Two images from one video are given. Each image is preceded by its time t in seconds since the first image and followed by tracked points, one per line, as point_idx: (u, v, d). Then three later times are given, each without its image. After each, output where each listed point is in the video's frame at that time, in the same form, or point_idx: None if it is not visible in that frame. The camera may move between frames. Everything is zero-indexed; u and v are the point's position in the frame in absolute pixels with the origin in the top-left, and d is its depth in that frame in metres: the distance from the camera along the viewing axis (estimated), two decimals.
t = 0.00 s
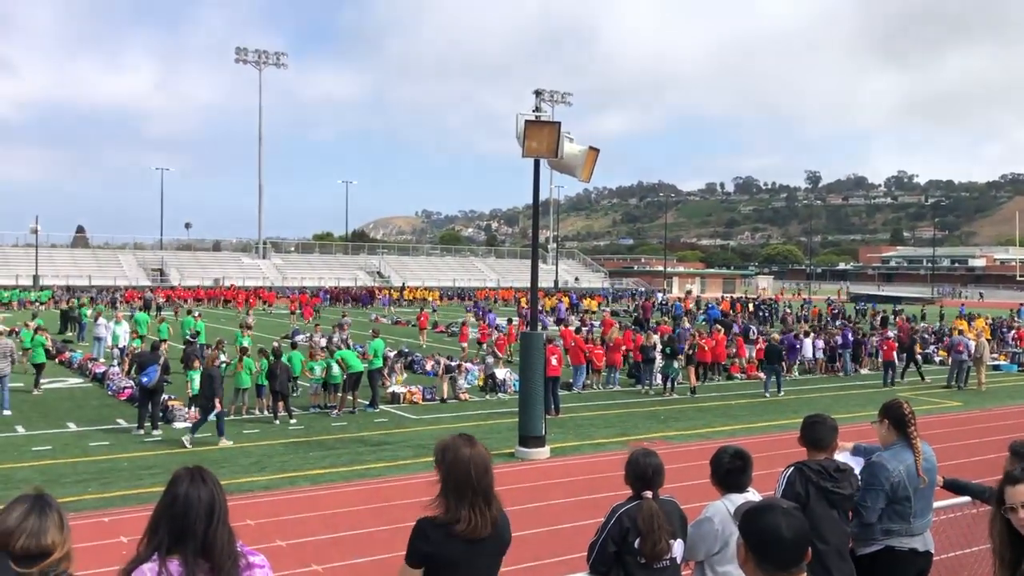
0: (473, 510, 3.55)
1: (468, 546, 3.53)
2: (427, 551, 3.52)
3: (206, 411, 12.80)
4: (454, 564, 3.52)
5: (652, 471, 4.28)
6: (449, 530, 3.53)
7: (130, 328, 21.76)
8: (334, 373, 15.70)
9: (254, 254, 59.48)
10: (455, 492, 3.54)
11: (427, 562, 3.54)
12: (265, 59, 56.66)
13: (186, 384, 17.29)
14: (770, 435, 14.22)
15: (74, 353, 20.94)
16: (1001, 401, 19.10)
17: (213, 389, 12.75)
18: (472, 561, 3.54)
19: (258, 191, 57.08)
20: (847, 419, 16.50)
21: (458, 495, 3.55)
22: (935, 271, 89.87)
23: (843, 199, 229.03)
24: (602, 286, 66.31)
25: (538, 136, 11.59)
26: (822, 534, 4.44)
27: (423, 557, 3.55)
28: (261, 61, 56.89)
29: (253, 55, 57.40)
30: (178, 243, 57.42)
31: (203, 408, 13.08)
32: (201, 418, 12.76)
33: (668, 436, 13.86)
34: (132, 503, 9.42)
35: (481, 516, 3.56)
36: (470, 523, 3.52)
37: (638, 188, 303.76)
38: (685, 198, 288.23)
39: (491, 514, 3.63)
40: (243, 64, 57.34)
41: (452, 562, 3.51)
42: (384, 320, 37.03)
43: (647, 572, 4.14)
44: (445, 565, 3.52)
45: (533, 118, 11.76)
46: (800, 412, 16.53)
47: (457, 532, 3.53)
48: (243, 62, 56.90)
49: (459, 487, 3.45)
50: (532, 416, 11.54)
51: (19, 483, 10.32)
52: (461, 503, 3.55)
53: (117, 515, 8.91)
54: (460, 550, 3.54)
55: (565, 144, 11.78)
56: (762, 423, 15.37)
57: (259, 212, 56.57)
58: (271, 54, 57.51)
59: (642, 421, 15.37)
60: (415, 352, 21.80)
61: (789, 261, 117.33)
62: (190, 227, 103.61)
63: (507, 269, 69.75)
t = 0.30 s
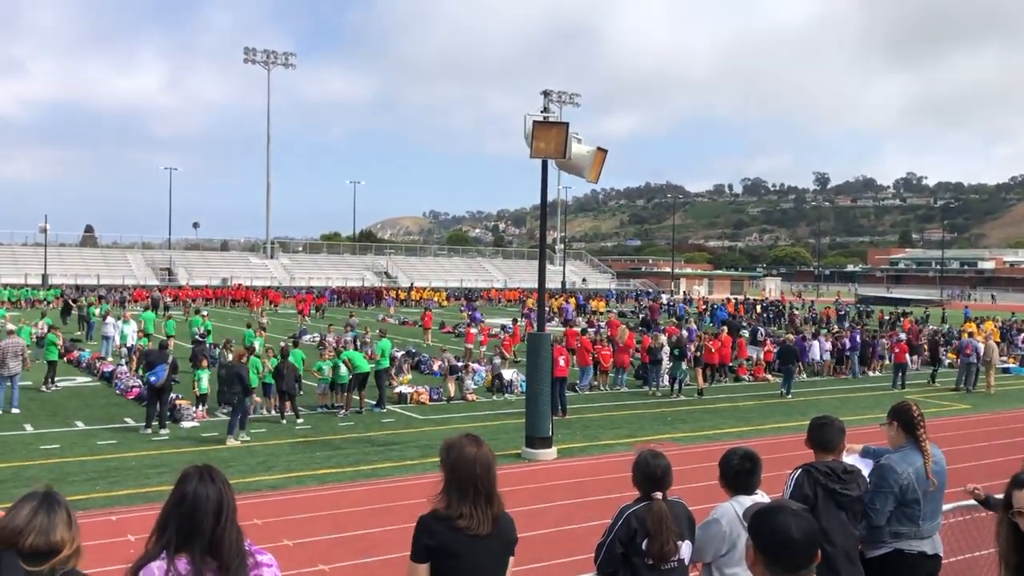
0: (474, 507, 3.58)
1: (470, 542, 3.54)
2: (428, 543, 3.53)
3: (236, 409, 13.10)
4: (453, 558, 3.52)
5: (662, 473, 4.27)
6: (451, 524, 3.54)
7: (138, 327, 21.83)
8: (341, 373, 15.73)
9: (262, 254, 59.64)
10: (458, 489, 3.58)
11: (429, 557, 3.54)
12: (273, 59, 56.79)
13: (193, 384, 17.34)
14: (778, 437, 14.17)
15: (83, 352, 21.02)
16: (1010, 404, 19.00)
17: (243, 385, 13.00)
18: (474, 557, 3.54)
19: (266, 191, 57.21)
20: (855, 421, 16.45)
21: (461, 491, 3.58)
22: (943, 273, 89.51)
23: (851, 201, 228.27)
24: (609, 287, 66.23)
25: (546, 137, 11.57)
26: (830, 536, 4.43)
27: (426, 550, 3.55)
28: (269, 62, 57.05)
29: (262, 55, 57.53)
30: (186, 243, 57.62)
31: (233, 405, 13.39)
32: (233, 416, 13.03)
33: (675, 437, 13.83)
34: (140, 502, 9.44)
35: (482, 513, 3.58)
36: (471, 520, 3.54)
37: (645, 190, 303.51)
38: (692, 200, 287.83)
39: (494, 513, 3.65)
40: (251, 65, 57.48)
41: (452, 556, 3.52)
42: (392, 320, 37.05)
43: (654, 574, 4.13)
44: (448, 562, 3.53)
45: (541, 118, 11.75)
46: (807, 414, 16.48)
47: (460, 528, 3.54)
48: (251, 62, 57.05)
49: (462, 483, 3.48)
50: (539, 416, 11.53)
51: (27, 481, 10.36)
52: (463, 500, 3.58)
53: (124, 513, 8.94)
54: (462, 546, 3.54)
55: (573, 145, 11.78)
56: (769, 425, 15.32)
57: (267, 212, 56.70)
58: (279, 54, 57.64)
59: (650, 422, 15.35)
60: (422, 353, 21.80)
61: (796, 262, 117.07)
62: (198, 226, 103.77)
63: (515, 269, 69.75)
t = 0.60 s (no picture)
0: (458, 511, 3.62)
1: (462, 543, 3.61)
2: (420, 550, 3.61)
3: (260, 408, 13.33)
4: (448, 559, 3.58)
5: (664, 477, 4.25)
6: (438, 528, 3.61)
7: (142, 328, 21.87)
8: (346, 375, 15.72)
9: (266, 256, 59.69)
10: (442, 495, 3.61)
11: (423, 562, 3.62)
12: (278, 61, 56.83)
13: (198, 385, 17.36)
14: (782, 440, 14.16)
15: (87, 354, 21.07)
16: (1015, 408, 18.94)
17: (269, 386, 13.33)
18: (467, 557, 3.60)
19: (271, 193, 57.28)
20: (859, 424, 16.43)
21: (445, 496, 3.62)
22: (948, 276, 89.24)
23: (855, 204, 227.87)
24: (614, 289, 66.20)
25: (550, 140, 11.57)
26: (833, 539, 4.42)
27: (419, 556, 3.64)
28: (274, 64, 57.15)
29: (267, 57, 57.59)
30: (191, 244, 57.70)
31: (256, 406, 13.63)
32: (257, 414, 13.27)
33: (679, 440, 13.82)
34: (144, 503, 9.46)
35: (468, 517, 3.63)
36: (457, 523, 3.59)
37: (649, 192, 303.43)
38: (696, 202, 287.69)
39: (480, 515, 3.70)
40: (256, 67, 57.54)
41: (447, 557, 3.58)
42: (396, 322, 37.08)
43: None
44: (445, 563, 3.59)
45: (546, 121, 11.75)
46: (811, 418, 16.45)
47: (448, 531, 3.60)
48: (256, 64, 57.15)
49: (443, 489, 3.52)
50: (542, 418, 11.51)
51: (32, 482, 10.39)
52: (446, 504, 3.63)
53: (128, 514, 8.95)
54: (455, 547, 3.61)
55: (576, 148, 11.79)
56: (773, 428, 15.29)
57: (271, 214, 56.74)
58: (284, 56, 57.70)
59: (653, 425, 15.34)
60: (425, 355, 21.79)
61: (801, 265, 116.91)
62: (202, 229, 103.75)
63: (518, 271, 69.75)
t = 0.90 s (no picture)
0: (442, 516, 3.77)
1: (449, 546, 3.74)
2: (408, 555, 3.76)
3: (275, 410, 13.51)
4: (436, 562, 3.72)
5: (663, 479, 4.27)
6: (425, 533, 3.76)
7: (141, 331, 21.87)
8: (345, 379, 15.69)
9: (266, 259, 59.67)
10: (426, 500, 3.78)
11: (412, 568, 3.77)
12: (278, 64, 56.90)
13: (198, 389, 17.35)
14: (782, 444, 14.15)
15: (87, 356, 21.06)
16: (1014, 412, 18.95)
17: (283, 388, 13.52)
18: (454, 560, 3.73)
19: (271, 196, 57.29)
20: (859, 427, 16.42)
21: (431, 502, 3.78)
22: (948, 280, 89.17)
23: (854, 206, 228.07)
24: (613, 292, 66.21)
25: (551, 143, 11.58)
26: (834, 542, 4.42)
27: (408, 562, 3.79)
28: (274, 66, 57.22)
29: (267, 60, 57.63)
30: (190, 247, 57.68)
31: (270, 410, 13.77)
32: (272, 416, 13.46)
33: (679, 444, 13.81)
34: (144, 506, 9.46)
35: (453, 520, 3.77)
36: (443, 526, 3.74)
37: (649, 195, 303.55)
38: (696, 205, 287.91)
39: (466, 519, 3.86)
40: (256, 70, 57.58)
41: (435, 561, 3.72)
42: (395, 326, 37.08)
43: None
44: (435, 567, 3.72)
45: (546, 124, 11.76)
46: (812, 421, 16.44)
47: (434, 535, 3.75)
48: (256, 67, 57.18)
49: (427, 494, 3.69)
50: (542, 421, 11.49)
51: (31, 485, 10.38)
52: (432, 510, 3.79)
53: (128, 517, 8.95)
54: (444, 551, 3.74)
55: (576, 150, 11.80)
56: (773, 431, 15.30)
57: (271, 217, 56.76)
58: (285, 59, 57.77)
59: (653, 428, 15.35)
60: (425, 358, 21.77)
61: (800, 268, 116.96)
62: (202, 232, 103.49)
63: (518, 274, 69.73)
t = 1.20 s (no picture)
0: (431, 515, 3.79)
1: (435, 546, 3.75)
2: (395, 554, 3.77)
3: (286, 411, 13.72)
4: (423, 562, 3.73)
5: (655, 480, 4.28)
6: (411, 531, 3.78)
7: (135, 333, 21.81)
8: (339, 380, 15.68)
9: (260, 260, 59.61)
10: (416, 499, 3.79)
11: (399, 567, 3.77)
12: (273, 66, 56.90)
13: (192, 391, 17.33)
14: (776, 445, 14.17)
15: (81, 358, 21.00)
16: (1007, 413, 19.02)
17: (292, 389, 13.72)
18: (441, 560, 3.74)
19: (265, 198, 57.23)
20: (852, 429, 16.44)
21: (419, 501, 3.80)
22: (941, 282, 89.39)
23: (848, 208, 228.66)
24: (608, 294, 66.32)
25: (545, 145, 11.59)
26: (827, 542, 4.43)
27: (396, 562, 3.79)
28: (269, 68, 57.20)
29: (262, 62, 57.61)
30: (185, 248, 57.55)
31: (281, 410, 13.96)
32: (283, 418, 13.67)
33: (673, 445, 13.82)
34: (138, 508, 9.43)
35: (440, 520, 3.79)
36: (431, 525, 3.75)
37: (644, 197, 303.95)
38: (691, 207, 288.42)
39: (454, 518, 3.87)
40: (251, 71, 57.54)
41: (421, 561, 3.73)
42: (389, 327, 37.07)
43: None
44: (421, 567, 3.73)
45: (540, 126, 11.77)
46: (806, 422, 16.48)
47: (421, 534, 3.76)
48: (251, 69, 57.12)
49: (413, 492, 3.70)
50: (537, 423, 11.49)
51: (24, 487, 10.33)
52: (420, 509, 3.80)
53: (122, 519, 8.92)
54: (431, 550, 3.75)
55: (571, 152, 11.81)
56: (767, 433, 15.32)
57: (266, 219, 56.74)
58: (279, 61, 57.76)
59: (647, 429, 15.37)
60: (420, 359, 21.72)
61: (794, 270, 117.24)
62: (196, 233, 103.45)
63: (513, 276, 69.73)
